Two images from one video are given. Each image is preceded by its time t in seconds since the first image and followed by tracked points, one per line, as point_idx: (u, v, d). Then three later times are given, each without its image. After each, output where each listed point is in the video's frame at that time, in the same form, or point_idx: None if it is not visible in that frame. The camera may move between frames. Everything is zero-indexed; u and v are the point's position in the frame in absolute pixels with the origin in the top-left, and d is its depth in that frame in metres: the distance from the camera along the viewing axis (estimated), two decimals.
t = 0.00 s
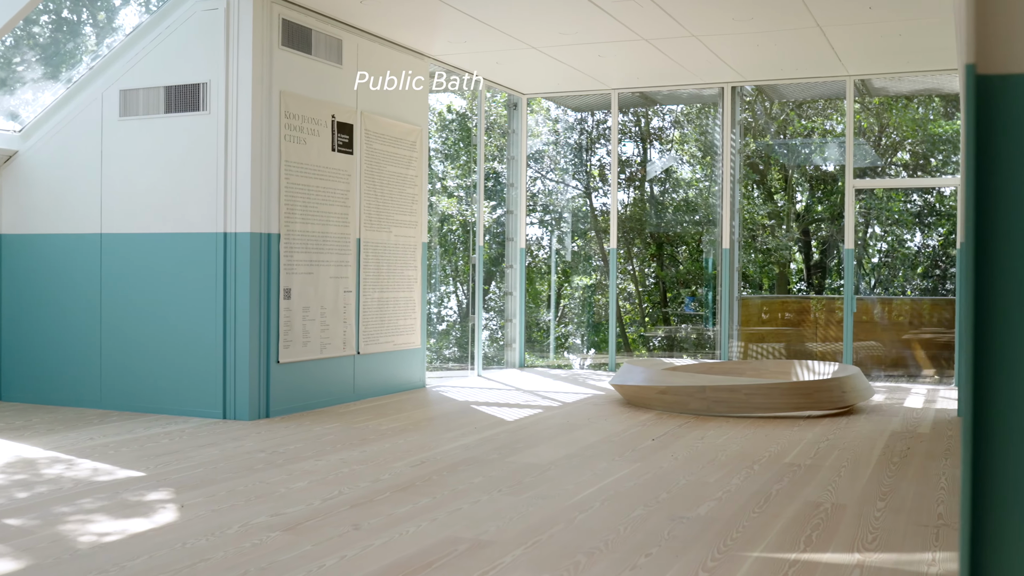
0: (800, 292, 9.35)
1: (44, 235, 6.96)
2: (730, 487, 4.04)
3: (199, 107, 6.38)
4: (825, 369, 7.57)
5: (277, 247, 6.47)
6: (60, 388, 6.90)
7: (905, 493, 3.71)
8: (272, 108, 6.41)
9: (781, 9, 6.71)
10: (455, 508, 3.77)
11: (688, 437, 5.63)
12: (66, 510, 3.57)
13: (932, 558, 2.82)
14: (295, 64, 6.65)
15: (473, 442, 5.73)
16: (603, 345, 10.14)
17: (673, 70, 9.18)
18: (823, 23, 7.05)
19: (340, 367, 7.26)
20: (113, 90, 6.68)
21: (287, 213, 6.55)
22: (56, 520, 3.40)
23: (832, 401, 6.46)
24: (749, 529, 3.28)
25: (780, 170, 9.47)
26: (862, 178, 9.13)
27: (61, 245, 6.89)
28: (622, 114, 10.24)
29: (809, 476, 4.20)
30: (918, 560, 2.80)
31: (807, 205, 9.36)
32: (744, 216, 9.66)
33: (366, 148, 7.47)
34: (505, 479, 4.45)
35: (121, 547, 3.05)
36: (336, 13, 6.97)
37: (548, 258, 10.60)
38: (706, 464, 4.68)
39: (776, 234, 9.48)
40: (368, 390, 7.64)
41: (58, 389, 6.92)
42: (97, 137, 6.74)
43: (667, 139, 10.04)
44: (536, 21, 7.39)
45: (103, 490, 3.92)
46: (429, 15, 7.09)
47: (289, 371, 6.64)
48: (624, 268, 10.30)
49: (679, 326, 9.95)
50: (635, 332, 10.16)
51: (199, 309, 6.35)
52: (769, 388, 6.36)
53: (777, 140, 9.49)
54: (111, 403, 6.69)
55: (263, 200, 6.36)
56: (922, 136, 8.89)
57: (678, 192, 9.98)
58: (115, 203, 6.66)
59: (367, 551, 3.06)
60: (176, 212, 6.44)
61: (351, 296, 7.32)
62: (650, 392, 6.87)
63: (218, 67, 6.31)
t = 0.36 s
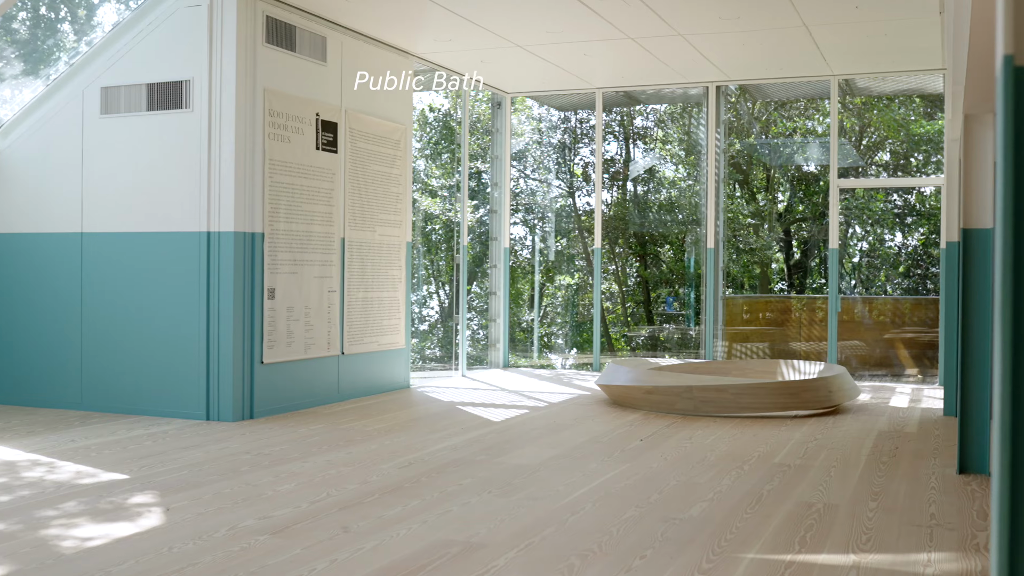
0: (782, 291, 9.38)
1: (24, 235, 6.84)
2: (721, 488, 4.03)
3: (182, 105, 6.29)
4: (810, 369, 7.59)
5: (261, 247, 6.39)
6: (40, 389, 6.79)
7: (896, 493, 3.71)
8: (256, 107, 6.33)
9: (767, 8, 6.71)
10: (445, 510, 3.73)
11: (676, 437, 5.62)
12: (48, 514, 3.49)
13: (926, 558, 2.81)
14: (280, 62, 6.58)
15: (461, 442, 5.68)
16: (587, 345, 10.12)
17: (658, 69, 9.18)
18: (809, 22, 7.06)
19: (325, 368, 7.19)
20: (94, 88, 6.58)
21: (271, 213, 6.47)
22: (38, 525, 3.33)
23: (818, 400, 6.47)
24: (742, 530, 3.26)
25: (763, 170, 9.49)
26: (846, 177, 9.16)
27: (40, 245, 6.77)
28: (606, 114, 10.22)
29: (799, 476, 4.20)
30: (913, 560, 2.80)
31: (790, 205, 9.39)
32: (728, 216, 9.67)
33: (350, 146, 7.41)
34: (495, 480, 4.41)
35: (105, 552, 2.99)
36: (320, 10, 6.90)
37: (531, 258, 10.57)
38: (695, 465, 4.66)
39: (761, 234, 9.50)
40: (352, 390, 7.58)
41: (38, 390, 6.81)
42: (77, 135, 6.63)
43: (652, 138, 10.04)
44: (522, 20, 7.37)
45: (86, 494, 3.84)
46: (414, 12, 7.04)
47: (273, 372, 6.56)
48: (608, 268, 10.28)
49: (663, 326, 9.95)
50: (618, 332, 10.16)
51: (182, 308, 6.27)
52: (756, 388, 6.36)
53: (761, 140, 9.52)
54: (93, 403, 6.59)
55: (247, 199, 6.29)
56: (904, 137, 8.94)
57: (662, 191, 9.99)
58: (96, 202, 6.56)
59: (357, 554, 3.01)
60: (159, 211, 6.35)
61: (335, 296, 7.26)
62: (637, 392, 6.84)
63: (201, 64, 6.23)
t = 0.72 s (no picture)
0: (762, 291, 9.40)
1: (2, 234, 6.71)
2: (711, 488, 4.00)
3: (162, 102, 6.19)
4: (794, 369, 7.60)
5: (243, 246, 6.30)
6: (19, 390, 6.66)
7: (886, 493, 3.71)
8: (238, 104, 6.24)
9: (752, 6, 6.71)
10: (434, 512, 3.68)
11: (662, 437, 5.60)
12: (28, 517, 3.41)
13: (921, 559, 2.80)
14: (262, 58, 6.49)
15: (446, 443, 5.63)
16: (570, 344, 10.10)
17: (641, 67, 9.17)
18: (795, 20, 7.06)
19: (307, 368, 7.11)
20: (73, 84, 6.46)
21: (254, 211, 6.38)
22: (18, 529, 3.25)
23: (803, 400, 6.48)
24: (735, 531, 3.24)
25: (745, 169, 9.51)
26: (829, 177, 9.19)
27: (19, 244, 6.65)
28: (590, 112, 10.20)
29: (789, 476, 4.18)
30: (908, 561, 2.79)
31: (772, 204, 9.41)
32: (711, 215, 9.67)
33: (333, 144, 7.33)
34: (483, 481, 4.36)
35: (88, 556, 2.91)
36: (303, 6, 6.82)
37: (513, 257, 10.52)
38: (683, 465, 4.63)
39: (744, 232, 9.51)
40: (335, 391, 7.50)
41: (16, 390, 6.68)
42: (56, 132, 6.51)
43: (635, 137, 10.03)
44: (506, 18, 7.33)
45: (66, 497, 3.76)
46: (399, 9, 6.97)
47: (256, 373, 6.47)
48: (591, 267, 10.26)
49: (645, 325, 9.95)
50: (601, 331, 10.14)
51: (164, 307, 6.17)
52: (742, 388, 6.36)
53: (744, 139, 9.53)
54: (72, 404, 6.47)
55: (229, 197, 6.20)
56: (885, 136, 8.99)
57: (644, 191, 9.99)
58: (75, 200, 6.45)
59: (347, 558, 2.96)
60: (140, 209, 6.25)
61: (318, 295, 7.17)
62: (622, 391, 6.80)
63: (182, 60, 6.13)
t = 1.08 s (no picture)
0: (741, 291, 9.43)
1: None
2: (701, 490, 3.99)
3: (143, 99, 6.09)
4: (778, 369, 7.62)
5: (225, 245, 6.21)
6: None
7: (877, 494, 3.70)
8: (219, 101, 6.15)
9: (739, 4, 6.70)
10: (423, 515, 3.63)
11: (649, 437, 5.58)
12: (7, 523, 3.32)
13: (916, 561, 2.79)
14: (244, 54, 6.40)
15: (432, 444, 5.58)
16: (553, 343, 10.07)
17: (625, 66, 9.14)
18: (780, 19, 7.06)
19: (289, 368, 7.03)
20: (51, 80, 6.34)
21: (236, 209, 6.29)
22: None
23: (788, 400, 6.49)
24: (729, 534, 3.22)
25: (728, 169, 9.52)
26: (812, 176, 9.21)
27: None
28: (573, 111, 10.17)
29: (778, 477, 4.17)
30: (903, 564, 2.77)
31: (752, 204, 9.43)
32: (695, 214, 9.67)
33: (315, 142, 7.25)
34: (471, 483, 4.32)
35: (70, 563, 2.83)
36: (285, 2, 6.73)
37: (496, 256, 10.47)
38: (672, 466, 4.61)
39: (726, 232, 9.53)
40: (317, 392, 7.42)
41: None
42: (33, 129, 6.39)
43: (618, 136, 10.02)
44: (488, 15, 7.29)
45: (46, 501, 3.67)
46: (383, 6, 6.90)
47: (238, 373, 6.39)
48: (573, 266, 10.24)
49: (628, 324, 9.94)
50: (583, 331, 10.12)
51: (144, 308, 6.07)
52: (728, 388, 6.36)
53: (727, 138, 9.54)
54: (51, 406, 6.36)
55: (211, 195, 6.10)
56: (865, 136, 9.04)
57: (627, 190, 9.98)
58: (54, 199, 6.33)
59: (337, 563, 2.90)
60: (120, 208, 6.14)
61: (300, 295, 7.09)
62: (608, 392, 6.78)
63: (163, 56, 6.03)
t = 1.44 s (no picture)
0: (723, 291, 9.44)
1: None
2: (693, 491, 3.97)
3: (125, 97, 6.00)
4: (765, 369, 7.63)
5: (208, 245, 6.12)
6: None
7: (869, 495, 3.70)
8: (202, 99, 6.06)
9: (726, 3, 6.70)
10: (413, 518, 3.59)
11: (638, 438, 5.56)
12: None
13: (911, 563, 2.78)
14: (228, 52, 6.32)
15: (419, 446, 5.53)
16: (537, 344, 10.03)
17: (611, 65, 9.13)
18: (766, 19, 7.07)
19: (273, 370, 6.95)
20: (30, 77, 6.24)
21: (219, 209, 6.21)
22: None
23: (775, 400, 6.49)
24: (723, 536, 3.20)
25: (712, 169, 9.53)
26: (797, 176, 9.23)
27: None
28: (557, 111, 10.14)
29: (769, 478, 4.17)
30: (899, 566, 2.76)
31: (735, 204, 9.44)
32: (680, 214, 9.67)
33: (299, 141, 7.17)
34: (461, 486, 4.27)
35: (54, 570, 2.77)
36: None
37: (480, 255, 10.43)
38: (662, 467, 4.59)
39: (709, 232, 9.53)
40: (301, 393, 7.35)
41: None
42: (12, 128, 6.29)
43: (603, 135, 10.00)
44: (474, 14, 7.25)
45: (28, 506, 3.59)
46: (368, 3, 6.84)
47: (222, 375, 6.30)
48: (558, 266, 10.21)
49: (612, 324, 9.93)
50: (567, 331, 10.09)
51: (126, 309, 5.97)
52: (715, 388, 6.36)
53: (712, 138, 9.55)
54: (31, 408, 6.25)
55: (194, 194, 6.02)
56: (847, 136, 9.07)
57: (611, 190, 9.97)
58: (34, 198, 6.22)
59: (328, 568, 2.85)
60: (102, 208, 6.05)
61: (284, 295, 7.02)
62: (595, 392, 6.76)
63: (145, 53, 5.94)
